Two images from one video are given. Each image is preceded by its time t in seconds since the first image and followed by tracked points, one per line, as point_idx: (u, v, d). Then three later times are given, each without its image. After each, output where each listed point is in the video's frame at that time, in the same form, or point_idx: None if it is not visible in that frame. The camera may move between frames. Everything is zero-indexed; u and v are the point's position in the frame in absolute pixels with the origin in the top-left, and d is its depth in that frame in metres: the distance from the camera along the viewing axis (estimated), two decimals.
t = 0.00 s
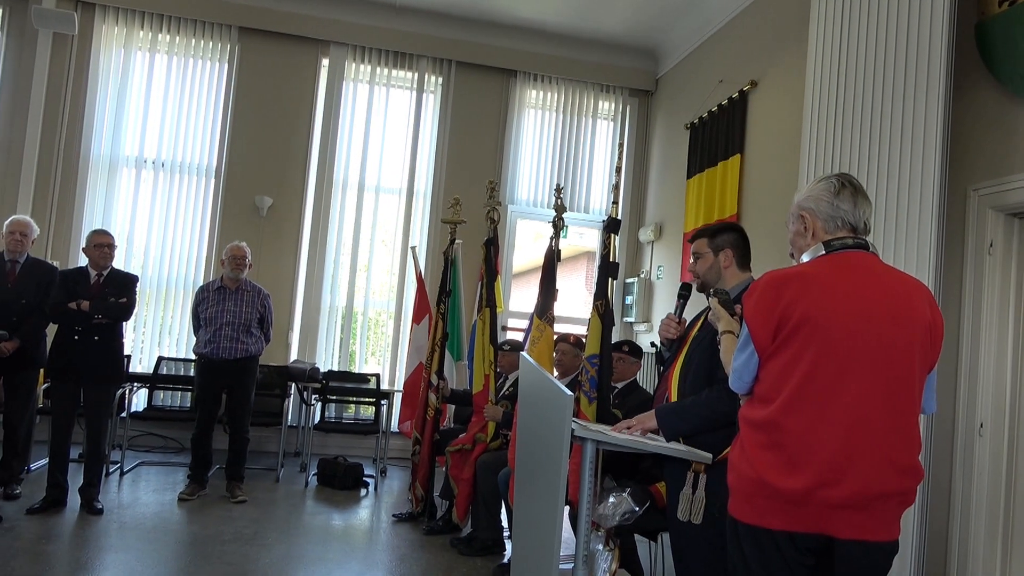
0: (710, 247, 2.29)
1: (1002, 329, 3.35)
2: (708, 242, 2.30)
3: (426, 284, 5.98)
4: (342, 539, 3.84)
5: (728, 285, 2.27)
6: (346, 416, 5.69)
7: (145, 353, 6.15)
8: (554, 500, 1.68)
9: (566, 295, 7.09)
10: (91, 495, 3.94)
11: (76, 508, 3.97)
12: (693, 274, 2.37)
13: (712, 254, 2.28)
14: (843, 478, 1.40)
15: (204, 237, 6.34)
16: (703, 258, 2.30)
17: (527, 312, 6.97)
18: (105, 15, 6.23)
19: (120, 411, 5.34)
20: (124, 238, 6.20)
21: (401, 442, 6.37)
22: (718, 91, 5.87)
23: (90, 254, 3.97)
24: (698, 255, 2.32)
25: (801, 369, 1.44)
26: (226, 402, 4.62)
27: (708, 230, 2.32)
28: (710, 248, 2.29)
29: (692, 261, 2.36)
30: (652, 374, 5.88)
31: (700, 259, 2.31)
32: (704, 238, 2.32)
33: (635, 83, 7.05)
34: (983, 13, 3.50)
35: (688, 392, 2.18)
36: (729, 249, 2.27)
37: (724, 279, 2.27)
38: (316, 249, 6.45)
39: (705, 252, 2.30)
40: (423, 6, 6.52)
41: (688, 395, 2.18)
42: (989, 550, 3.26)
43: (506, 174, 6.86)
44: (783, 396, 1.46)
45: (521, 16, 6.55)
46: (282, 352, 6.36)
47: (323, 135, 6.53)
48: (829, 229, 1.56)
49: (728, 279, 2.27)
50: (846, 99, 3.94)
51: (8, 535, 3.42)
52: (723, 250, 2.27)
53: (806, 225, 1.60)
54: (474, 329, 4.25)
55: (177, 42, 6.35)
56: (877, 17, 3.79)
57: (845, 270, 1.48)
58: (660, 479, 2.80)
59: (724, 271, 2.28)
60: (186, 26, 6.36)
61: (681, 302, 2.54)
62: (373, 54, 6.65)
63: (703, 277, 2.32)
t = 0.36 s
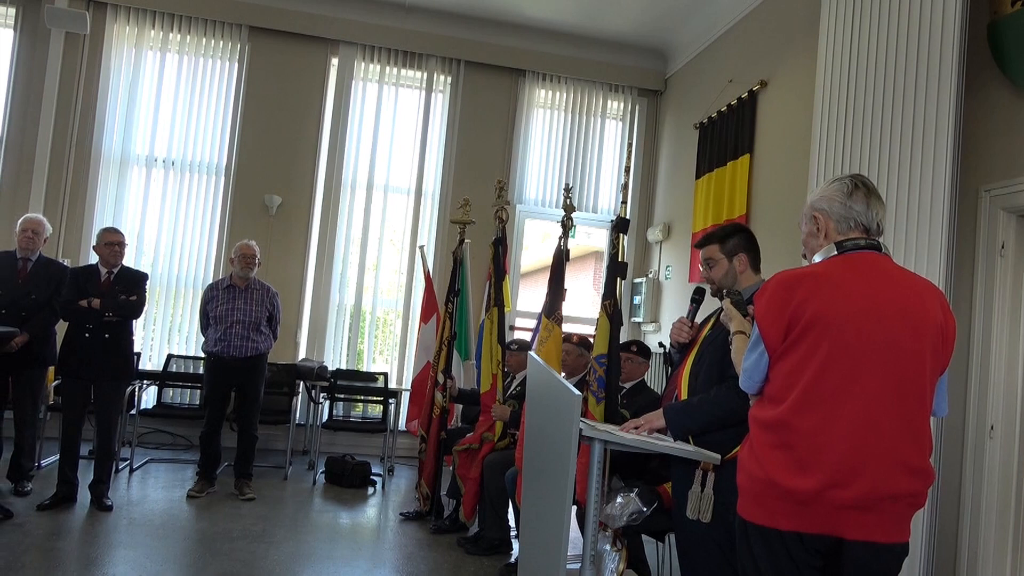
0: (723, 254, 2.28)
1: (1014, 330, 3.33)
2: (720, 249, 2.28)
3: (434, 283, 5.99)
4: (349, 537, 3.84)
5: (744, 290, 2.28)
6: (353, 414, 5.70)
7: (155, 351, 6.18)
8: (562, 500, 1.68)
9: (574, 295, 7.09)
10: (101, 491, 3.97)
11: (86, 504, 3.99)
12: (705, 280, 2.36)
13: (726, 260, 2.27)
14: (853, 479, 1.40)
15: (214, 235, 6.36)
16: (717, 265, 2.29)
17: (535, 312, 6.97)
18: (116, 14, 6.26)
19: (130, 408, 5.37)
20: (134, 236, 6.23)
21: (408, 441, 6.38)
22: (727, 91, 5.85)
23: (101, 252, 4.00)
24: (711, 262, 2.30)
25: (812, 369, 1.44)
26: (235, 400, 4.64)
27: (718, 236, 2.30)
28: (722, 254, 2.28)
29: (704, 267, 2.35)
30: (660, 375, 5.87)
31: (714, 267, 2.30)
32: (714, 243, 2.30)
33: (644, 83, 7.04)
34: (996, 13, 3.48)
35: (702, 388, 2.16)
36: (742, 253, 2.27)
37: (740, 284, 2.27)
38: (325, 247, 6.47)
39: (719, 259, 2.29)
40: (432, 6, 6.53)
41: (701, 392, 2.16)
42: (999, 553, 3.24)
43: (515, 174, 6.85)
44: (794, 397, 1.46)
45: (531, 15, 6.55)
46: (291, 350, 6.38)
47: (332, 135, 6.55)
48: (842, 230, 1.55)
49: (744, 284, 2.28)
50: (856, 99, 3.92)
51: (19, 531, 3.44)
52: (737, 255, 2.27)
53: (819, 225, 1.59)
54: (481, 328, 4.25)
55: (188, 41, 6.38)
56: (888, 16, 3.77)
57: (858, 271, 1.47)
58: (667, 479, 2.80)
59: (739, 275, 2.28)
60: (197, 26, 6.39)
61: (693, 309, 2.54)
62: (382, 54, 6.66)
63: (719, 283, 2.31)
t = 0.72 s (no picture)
0: (733, 255, 2.27)
1: None
2: (729, 250, 2.27)
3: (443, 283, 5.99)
4: (360, 536, 3.85)
5: (755, 289, 2.27)
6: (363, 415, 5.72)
7: (166, 351, 6.22)
8: (572, 499, 1.67)
9: (583, 294, 7.08)
10: (113, 491, 3.99)
11: (98, 503, 4.01)
12: (715, 282, 2.34)
13: (736, 261, 2.26)
14: (867, 479, 1.39)
15: (224, 236, 6.39)
16: (727, 267, 2.28)
17: (545, 312, 6.97)
18: (127, 16, 6.30)
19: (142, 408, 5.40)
20: (145, 237, 6.26)
21: (418, 441, 6.39)
22: (737, 89, 5.83)
23: (113, 253, 4.01)
24: (721, 265, 2.28)
25: (825, 369, 1.43)
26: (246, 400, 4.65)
27: (726, 236, 2.29)
28: (732, 255, 2.27)
29: (712, 269, 2.33)
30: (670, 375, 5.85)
31: (725, 269, 2.28)
32: (723, 245, 2.29)
33: (653, 82, 7.02)
34: (1010, 9, 3.45)
35: (720, 384, 2.16)
36: (752, 253, 2.26)
37: (752, 284, 2.27)
38: (335, 247, 6.48)
39: (729, 261, 2.27)
40: (441, 6, 6.54)
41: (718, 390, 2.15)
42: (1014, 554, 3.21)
43: (524, 174, 6.85)
44: (807, 397, 1.45)
45: (539, 15, 6.54)
46: (301, 350, 6.40)
47: (342, 135, 6.57)
48: (854, 229, 1.54)
49: (755, 283, 2.27)
50: (868, 97, 3.90)
51: (32, 530, 3.47)
52: (747, 255, 2.26)
53: (831, 224, 1.58)
54: (491, 328, 4.25)
55: (198, 43, 6.41)
56: (900, 14, 3.74)
57: (871, 270, 1.46)
58: (678, 480, 2.79)
59: (750, 275, 2.27)
60: (207, 28, 6.42)
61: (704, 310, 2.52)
62: (392, 54, 6.68)
63: (730, 285, 2.29)
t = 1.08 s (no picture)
0: (743, 253, 2.26)
1: None
2: (739, 248, 2.26)
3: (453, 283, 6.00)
4: (372, 536, 3.86)
5: (764, 288, 2.27)
6: (375, 415, 5.73)
7: (179, 351, 6.25)
8: (584, 499, 1.67)
9: (594, 294, 7.07)
10: (127, 490, 4.02)
11: (113, 502, 4.05)
12: (723, 280, 2.33)
13: (746, 259, 2.25)
14: (881, 479, 1.38)
15: (236, 237, 6.42)
16: (737, 266, 2.27)
17: (555, 312, 6.97)
18: (139, 19, 6.34)
19: (155, 408, 5.43)
20: (158, 239, 6.30)
21: (429, 442, 6.40)
22: (748, 87, 5.80)
23: (126, 254, 4.04)
24: (730, 263, 2.27)
25: (839, 368, 1.42)
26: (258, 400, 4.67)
27: (737, 234, 2.27)
28: (742, 253, 2.26)
29: (721, 267, 2.32)
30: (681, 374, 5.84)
31: (734, 267, 2.27)
32: (733, 242, 2.28)
33: (663, 80, 7.00)
34: None
35: (733, 384, 2.15)
36: (763, 252, 2.26)
37: (761, 283, 2.27)
38: (346, 247, 6.50)
39: (738, 259, 2.26)
40: (451, 7, 6.54)
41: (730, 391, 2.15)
42: None
43: (534, 174, 6.85)
44: (821, 396, 1.44)
45: (548, 14, 6.54)
46: (312, 350, 6.43)
47: (352, 136, 6.59)
48: (867, 228, 1.53)
49: (764, 282, 2.27)
50: (881, 95, 3.87)
51: (48, 529, 3.49)
52: (757, 254, 2.26)
53: (844, 224, 1.57)
54: (502, 328, 4.25)
55: (210, 45, 6.45)
56: (913, 10, 3.72)
57: (886, 270, 1.45)
58: (690, 480, 2.78)
59: (759, 275, 2.27)
60: (219, 30, 6.45)
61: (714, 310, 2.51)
62: (402, 55, 6.69)
63: (738, 284, 2.28)
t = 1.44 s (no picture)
0: (744, 256, 2.26)
1: None
2: (741, 250, 2.26)
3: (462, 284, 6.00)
4: (380, 536, 3.87)
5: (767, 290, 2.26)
6: (383, 414, 5.75)
7: (189, 351, 6.28)
8: (593, 500, 1.66)
9: (602, 295, 7.06)
10: (137, 489, 4.04)
11: (123, 501, 4.06)
12: (727, 283, 2.33)
13: (748, 261, 2.25)
14: (890, 481, 1.37)
15: (246, 237, 6.44)
16: (739, 268, 2.26)
17: (564, 312, 6.96)
18: (150, 21, 6.37)
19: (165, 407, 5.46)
20: (168, 239, 6.33)
21: (437, 441, 6.40)
22: (758, 87, 5.78)
23: (136, 254, 4.06)
24: (732, 266, 2.27)
25: (848, 368, 1.41)
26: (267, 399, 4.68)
27: (738, 237, 2.28)
28: (743, 256, 2.26)
29: (723, 271, 2.32)
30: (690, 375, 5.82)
31: (736, 270, 2.27)
32: (735, 244, 2.28)
33: (673, 80, 6.98)
34: None
35: (745, 384, 2.14)
36: (765, 253, 2.25)
37: (764, 283, 2.26)
38: (355, 247, 6.52)
39: (740, 262, 2.26)
40: (460, 7, 6.55)
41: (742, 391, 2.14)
42: None
43: (543, 174, 6.84)
44: (830, 397, 1.43)
45: (557, 14, 6.53)
46: (321, 350, 6.44)
47: (361, 136, 6.60)
48: (877, 228, 1.52)
49: (767, 283, 2.26)
50: (893, 94, 3.85)
51: (59, 527, 3.51)
52: (759, 256, 2.25)
53: (854, 224, 1.56)
54: (510, 328, 4.24)
55: (220, 46, 6.47)
56: (925, 9, 3.69)
57: (896, 270, 1.44)
58: (699, 481, 2.76)
59: (762, 276, 2.26)
60: (229, 31, 6.48)
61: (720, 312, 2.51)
62: (411, 55, 6.70)
63: (741, 286, 2.28)
